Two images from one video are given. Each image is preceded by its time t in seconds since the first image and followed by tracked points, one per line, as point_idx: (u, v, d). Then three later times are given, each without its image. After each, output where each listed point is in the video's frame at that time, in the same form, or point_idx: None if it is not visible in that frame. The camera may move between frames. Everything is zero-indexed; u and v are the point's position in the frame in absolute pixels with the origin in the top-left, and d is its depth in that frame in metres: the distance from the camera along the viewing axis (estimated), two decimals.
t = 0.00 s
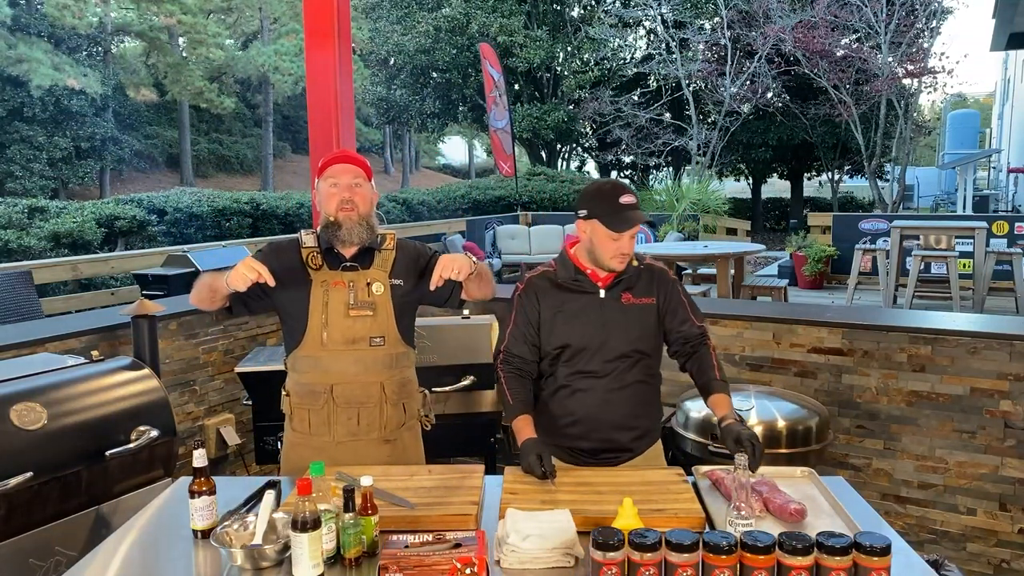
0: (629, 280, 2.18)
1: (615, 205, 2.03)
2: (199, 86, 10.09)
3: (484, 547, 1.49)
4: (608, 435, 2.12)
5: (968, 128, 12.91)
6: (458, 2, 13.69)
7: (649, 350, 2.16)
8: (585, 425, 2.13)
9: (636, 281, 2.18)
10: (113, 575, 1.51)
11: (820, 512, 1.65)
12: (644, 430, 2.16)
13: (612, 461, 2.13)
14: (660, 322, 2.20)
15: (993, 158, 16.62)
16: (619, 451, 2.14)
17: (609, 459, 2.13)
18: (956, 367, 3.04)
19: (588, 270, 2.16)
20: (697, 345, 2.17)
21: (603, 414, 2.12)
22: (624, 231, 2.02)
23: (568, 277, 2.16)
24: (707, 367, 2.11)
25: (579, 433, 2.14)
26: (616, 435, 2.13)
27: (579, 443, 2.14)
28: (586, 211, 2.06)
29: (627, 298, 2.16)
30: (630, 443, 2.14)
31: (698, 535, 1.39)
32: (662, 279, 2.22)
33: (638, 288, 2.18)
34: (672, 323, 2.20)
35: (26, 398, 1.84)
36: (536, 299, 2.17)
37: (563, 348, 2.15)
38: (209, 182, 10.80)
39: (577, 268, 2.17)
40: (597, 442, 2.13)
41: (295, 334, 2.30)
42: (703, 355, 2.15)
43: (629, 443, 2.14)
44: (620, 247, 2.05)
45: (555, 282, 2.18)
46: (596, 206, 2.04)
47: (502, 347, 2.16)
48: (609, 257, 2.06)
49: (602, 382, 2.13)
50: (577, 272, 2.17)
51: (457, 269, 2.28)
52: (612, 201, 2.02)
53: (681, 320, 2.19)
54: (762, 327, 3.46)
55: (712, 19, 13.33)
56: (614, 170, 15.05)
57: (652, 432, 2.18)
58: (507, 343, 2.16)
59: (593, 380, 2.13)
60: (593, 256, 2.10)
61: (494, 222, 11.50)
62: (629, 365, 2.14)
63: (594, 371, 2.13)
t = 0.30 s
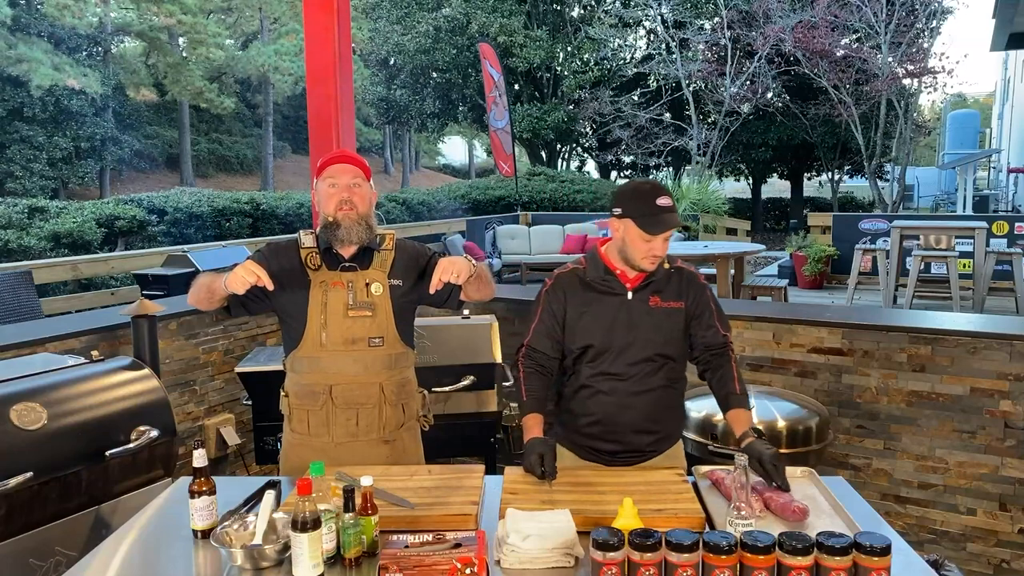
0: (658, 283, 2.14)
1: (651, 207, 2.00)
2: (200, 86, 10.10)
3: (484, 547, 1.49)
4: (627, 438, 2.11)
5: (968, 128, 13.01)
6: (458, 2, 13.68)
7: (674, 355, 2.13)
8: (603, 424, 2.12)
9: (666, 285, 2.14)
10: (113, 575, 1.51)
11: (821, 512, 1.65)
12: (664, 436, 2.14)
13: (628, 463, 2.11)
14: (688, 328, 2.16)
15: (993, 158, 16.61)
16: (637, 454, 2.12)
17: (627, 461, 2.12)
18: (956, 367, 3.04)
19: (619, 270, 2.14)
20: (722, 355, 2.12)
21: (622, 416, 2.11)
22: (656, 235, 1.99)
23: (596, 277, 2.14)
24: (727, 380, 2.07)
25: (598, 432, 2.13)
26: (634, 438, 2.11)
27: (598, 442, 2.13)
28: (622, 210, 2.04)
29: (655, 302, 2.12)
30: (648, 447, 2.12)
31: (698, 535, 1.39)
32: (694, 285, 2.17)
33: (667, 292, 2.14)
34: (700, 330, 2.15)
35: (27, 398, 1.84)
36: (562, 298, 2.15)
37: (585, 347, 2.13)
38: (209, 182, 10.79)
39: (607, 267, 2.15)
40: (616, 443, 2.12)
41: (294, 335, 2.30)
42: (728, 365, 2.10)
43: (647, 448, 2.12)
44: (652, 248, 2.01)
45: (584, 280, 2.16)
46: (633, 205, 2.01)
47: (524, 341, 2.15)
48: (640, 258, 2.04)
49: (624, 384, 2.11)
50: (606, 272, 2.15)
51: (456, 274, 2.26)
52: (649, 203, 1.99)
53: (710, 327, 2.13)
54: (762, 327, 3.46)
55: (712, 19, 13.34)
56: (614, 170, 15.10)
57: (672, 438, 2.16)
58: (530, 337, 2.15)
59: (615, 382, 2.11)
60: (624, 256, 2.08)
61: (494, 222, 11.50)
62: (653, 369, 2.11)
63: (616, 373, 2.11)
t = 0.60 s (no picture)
0: (679, 283, 2.13)
1: (671, 207, 2.00)
2: (199, 86, 10.09)
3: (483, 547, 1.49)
4: (643, 438, 2.12)
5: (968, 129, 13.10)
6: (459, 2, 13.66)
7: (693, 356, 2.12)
8: (619, 424, 2.13)
9: (686, 285, 2.13)
10: (113, 574, 1.51)
11: (820, 512, 1.65)
12: (680, 437, 2.14)
13: (643, 463, 2.12)
14: (708, 329, 2.14)
15: (993, 158, 16.63)
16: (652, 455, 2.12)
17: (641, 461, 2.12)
18: (956, 366, 3.04)
19: (638, 270, 2.13)
20: (742, 358, 2.09)
21: (638, 417, 2.11)
22: (674, 234, 1.99)
23: (616, 276, 2.13)
24: (739, 382, 2.06)
25: (614, 431, 2.13)
26: (650, 440, 2.12)
27: (613, 441, 2.14)
28: (641, 209, 2.04)
29: (674, 302, 2.11)
30: (663, 449, 2.12)
31: (697, 534, 1.39)
32: (716, 286, 2.15)
33: (687, 292, 2.13)
34: (720, 331, 2.13)
35: (27, 398, 1.84)
36: (581, 296, 2.15)
37: (603, 347, 2.13)
38: (209, 182, 10.78)
39: (627, 266, 2.14)
40: (631, 443, 2.13)
41: (293, 336, 2.30)
42: (746, 369, 2.08)
43: (663, 449, 2.12)
44: (671, 248, 2.02)
45: (603, 279, 2.16)
46: (653, 205, 2.01)
47: (542, 339, 2.15)
48: (659, 258, 2.04)
49: (641, 385, 2.10)
50: (626, 271, 2.14)
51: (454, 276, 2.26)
52: (669, 203, 1.99)
53: (731, 330, 2.11)
54: (762, 327, 3.47)
55: (712, 19, 13.33)
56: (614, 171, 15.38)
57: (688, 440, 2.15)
58: (548, 335, 2.15)
59: (632, 382, 2.11)
60: (643, 255, 2.08)
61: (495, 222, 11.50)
62: (671, 370, 2.10)
63: (633, 373, 2.11)
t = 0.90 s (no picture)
0: (693, 285, 2.14)
1: (685, 211, 1.99)
2: (200, 86, 10.11)
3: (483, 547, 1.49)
4: (659, 441, 2.12)
5: (968, 128, 12.81)
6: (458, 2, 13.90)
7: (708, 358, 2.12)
8: (634, 427, 2.13)
9: (700, 287, 2.14)
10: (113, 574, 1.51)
11: (821, 511, 1.65)
12: (695, 439, 2.14)
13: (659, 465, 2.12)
14: (722, 331, 2.14)
15: (992, 158, 16.63)
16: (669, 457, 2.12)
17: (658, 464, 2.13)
18: (956, 366, 3.04)
19: (652, 273, 2.13)
20: (756, 359, 2.11)
21: (653, 419, 2.11)
22: (688, 239, 1.98)
23: (629, 279, 2.13)
24: (752, 380, 2.07)
25: (630, 433, 2.13)
26: (666, 442, 2.12)
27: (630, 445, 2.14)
28: (655, 212, 2.03)
29: (689, 304, 2.12)
30: (679, 451, 2.12)
31: (697, 535, 1.39)
32: (731, 288, 2.16)
33: (702, 294, 2.13)
34: (734, 333, 2.14)
35: (27, 398, 1.84)
36: (595, 299, 2.14)
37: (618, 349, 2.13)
38: (209, 182, 10.76)
39: (640, 269, 2.14)
40: (647, 446, 2.12)
41: (293, 335, 2.30)
42: (761, 370, 2.09)
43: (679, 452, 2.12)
44: (684, 253, 2.02)
45: (617, 282, 2.16)
46: (667, 208, 2.00)
47: (555, 342, 2.15)
48: (672, 261, 2.04)
49: (657, 388, 2.11)
50: (640, 274, 2.14)
51: (455, 231, 2.26)
52: (684, 207, 1.98)
53: (746, 332, 2.12)
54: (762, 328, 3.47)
55: (712, 19, 13.35)
56: (614, 170, 15.01)
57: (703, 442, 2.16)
58: (563, 337, 2.14)
59: (648, 385, 2.11)
60: (656, 258, 2.08)
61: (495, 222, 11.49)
62: (687, 373, 2.10)
63: (648, 375, 2.11)
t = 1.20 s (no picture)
0: (704, 288, 2.14)
1: (698, 214, 1.98)
2: (200, 86, 10.09)
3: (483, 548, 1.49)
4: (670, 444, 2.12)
5: (968, 129, 13.06)
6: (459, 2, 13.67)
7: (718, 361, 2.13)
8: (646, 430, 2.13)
9: (711, 290, 2.14)
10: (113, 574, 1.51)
11: (821, 511, 1.65)
12: (705, 442, 2.15)
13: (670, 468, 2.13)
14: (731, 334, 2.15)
15: (993, 158, 16.63)
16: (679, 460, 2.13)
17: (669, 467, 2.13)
18: (956, 366, 3.04)
19: (663, 276, 2.13)
20: (762, 361, 2.12)
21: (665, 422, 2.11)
22: (700, 243, 1.97)
23: (641, 282, 2.13)
24: (757, 383, 2.08)
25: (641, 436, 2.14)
26: (676, 446, 2.13)
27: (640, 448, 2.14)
28: (667, 214, 2.02)
29: (700, 307, 2.12)
30: (689, 453, 2.13)
31: (697, 535, 1.39)
32: (739, 290, 2.17)
33: (712, 297, 2.14)
34: (742, 335, 2.15)
35: (27, 398, 1.84)
36: (609, 302, 2.14)
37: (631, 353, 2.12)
38: (209, 182, 10.76)
39: (652, 272, 2.14)
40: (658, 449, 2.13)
41: (294, 333, 2.29)
42: (769, 372, 2.11)
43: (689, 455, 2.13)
44: (696, 256, 2.02)
45: (629, 284, 2.15)
46: (679, 210, 1.99)
47: (570, 346, 2.13)
48: (685, 264, 2.03)
49: (669, 391, 2.11)
50: (651, 277, 2.13)
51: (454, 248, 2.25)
52: (698, 210, 1.97)
53: (752, 334, 2.13)
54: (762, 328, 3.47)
55: (712, 19, 13.30)
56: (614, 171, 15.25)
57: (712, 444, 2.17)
58: (577, 341, 2.13)
59: (661, 388, 2.11)
60: (668, 261, 2.08)
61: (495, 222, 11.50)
62: (698, 376, 2.11)
63: (661, 378, 2.11)
